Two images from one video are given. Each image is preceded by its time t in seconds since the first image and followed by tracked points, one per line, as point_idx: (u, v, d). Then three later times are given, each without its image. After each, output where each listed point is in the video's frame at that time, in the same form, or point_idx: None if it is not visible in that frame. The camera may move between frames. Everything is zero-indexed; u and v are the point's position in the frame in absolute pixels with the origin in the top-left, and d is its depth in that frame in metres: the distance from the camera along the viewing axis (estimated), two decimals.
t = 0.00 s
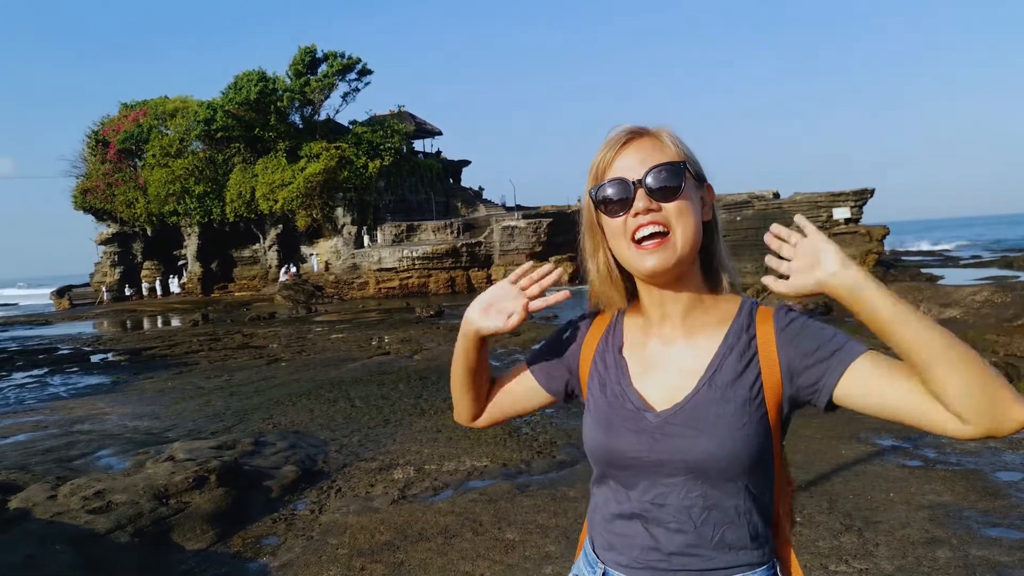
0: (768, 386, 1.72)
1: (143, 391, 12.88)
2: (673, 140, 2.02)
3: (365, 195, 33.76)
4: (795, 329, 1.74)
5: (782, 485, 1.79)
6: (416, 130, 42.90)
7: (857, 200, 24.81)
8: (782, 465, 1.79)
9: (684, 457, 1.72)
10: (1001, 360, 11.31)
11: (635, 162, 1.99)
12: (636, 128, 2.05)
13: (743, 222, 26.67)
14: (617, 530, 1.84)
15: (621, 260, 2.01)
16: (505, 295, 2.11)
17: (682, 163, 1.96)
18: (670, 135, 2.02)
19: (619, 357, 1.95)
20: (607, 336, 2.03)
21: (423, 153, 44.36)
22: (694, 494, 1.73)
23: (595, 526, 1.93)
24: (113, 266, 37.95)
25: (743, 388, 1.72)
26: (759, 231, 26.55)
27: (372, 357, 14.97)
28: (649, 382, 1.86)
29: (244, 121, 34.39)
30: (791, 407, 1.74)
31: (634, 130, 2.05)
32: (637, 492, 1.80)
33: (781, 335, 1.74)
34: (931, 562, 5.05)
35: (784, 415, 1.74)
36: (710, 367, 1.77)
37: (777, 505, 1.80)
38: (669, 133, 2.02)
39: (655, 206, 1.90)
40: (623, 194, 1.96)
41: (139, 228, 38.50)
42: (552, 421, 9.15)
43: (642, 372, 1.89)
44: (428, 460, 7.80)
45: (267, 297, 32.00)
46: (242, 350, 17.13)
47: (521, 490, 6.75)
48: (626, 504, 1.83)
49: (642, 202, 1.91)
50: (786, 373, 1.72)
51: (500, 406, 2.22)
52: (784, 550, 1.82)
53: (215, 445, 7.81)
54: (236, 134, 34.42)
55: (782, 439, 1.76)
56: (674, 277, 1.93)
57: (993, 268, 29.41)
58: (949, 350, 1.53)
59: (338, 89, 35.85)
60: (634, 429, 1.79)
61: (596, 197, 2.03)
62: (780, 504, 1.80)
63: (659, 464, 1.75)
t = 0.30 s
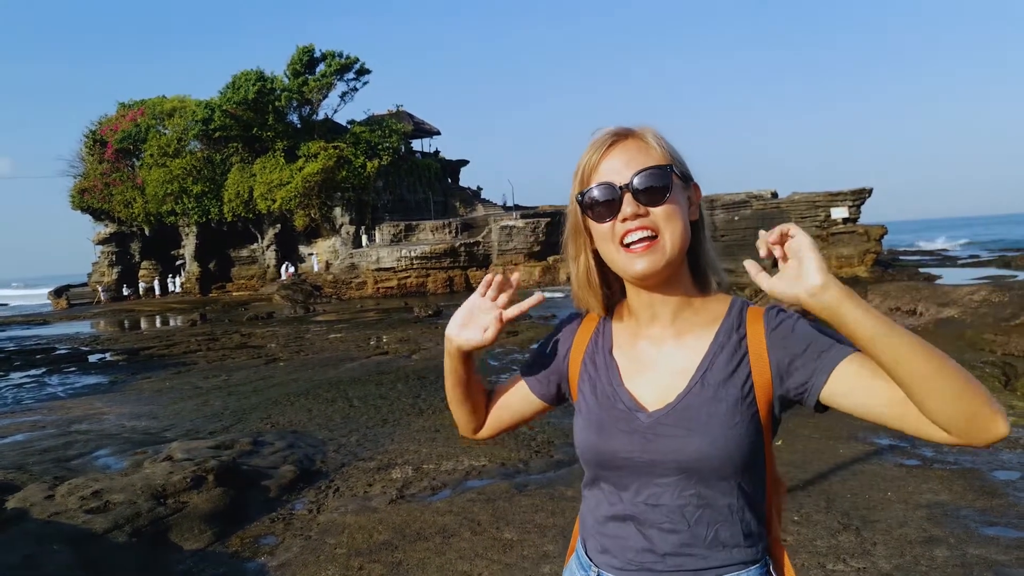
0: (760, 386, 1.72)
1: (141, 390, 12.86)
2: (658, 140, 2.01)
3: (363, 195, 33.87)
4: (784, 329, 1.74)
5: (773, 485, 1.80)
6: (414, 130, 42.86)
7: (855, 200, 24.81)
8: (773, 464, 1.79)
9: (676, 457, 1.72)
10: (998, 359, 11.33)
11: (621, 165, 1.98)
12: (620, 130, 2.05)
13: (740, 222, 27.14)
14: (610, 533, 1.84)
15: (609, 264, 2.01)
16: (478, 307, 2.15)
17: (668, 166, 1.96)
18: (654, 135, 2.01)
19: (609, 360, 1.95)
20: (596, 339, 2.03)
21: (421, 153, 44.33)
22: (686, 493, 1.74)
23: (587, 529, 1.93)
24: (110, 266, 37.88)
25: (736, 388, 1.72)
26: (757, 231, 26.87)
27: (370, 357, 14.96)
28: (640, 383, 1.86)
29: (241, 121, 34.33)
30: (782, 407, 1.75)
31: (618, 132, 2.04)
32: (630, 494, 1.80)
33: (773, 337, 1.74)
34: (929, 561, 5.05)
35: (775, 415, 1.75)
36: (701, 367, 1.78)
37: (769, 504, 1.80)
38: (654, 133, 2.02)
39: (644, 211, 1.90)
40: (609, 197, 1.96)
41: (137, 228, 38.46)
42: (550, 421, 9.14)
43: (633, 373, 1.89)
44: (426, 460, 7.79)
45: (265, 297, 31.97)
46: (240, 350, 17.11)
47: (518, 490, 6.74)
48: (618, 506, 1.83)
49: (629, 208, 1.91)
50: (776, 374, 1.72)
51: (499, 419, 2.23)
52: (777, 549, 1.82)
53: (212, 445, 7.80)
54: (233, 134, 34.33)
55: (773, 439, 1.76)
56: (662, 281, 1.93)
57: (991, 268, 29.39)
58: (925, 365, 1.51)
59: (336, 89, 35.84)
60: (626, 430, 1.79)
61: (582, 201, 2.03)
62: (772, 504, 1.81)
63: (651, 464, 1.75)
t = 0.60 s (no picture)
0: (747, 393, 1.69)
1: (138, 391, 12.86)
2: (650, 139, 2.00)
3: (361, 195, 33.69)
4: (774, 334, 1.70)
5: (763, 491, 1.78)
6: (411, 130, 42.85)
7: (852, 200, 24.86)
8: (765, 470, 1.77)
9: (661, 463, 1.72)
10: (995, 359, 11.36)
11: (612, 165, 1.98)
12: (612, 128, 2.04)
13: (738, 223, 27.19)
14: (600, 535, 1.86)
15: (601, 264, 2.02)
16: (498, 305, 2.27)
17: (660, 167, 1.95)
18: (645, 133, 2.00)
19: (600, 361, 1.95)
20: (588, 340, 2.04)
21: (419, 153, 44.34)
22: (671, 498, 1.74)
23: (578, 530, 1.95)
24: (108, 266, 37.84)
25: (722, 394, 1.70)
26: (754, 231, 26.95)
27: (367, 357, 14.97)
28: (629, 386, 1.86)
29: (239, 121, 34.28)
30: (770, 415, 1.71)
31: (611, 130, 2.03)
32: (617, 499, 1.81)
33: (762, 343, 1.69)
34: (926, 560, 5.06)
35: (765, 421, 1.72)
36: (689, 372, 1.76)
37: (759, 509, 1.79)
38: (646, 131, 2.00)
39: (634, 214, 1.90)
40: (601, 196, 1.96)
41: (134, 228, 38.42)
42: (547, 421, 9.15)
43: (624, 375, 1.88)
44: (424, 460, 7.79)
45: (262, 297, 31.95)
46: (237, 350, 17.12)
47: (516, 490, 6.74)
48: (605, 510, 1.84)
49: (620, 210, 1.91)
50: (765, 384, 1.68)
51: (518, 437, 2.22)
52: (768, 554, 1.81)
53: (210, 445, 7.80)
54: (231, 134, 34.25)
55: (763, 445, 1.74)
56: (654, 280, 1.93)
57: (987, 268, 29.46)
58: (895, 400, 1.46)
59: (334, 89, 35.83)
60: (613, 434, 1.80)
61: (574, 200, 2.03)
62: (762, 509, 1.79)
63: (637, 469, 1.76)
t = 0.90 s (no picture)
0: (744, 393, 1.69)
1: (135, 391, 12.83)
2: (648, 137, 2.00)
3: (359, 194, 34.14)
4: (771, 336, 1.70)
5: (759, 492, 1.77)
6: (409, 130, 42.85)
7: (850, 200, 24.96)
8: (761, 471, 1.77)
9: (657, 462, 1.72)
10: (992, 359, 11.38)
11: (611, 163, 1.98)
12: (610, 126, 2.04)
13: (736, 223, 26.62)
14: (594, 536, 1.86)
15: (598, 263, 2.01)
16: (474, 314, 2.26)
17: (659, 166, 1.95)
18: (643, 130, 2.00)
19: (597, 360, 1.95)
20: (585, 339, 2.04)
21: (417, 153, 44.31)
22: (666, 499, 1.74)
23: (573, 531, 1.94)
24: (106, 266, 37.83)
25: (719, 394, 1.70)
26: (753, 231, 26.45)
27: (365, 356, 14.96)
28: (626, 386, 1.86)
29: (236, 121, 34.21)
30: (769, 418, 1.70)
31: (608, 128, 2.03)
32: (612, 498, 1.81)
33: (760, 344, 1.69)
34: (924, 560, 5.07)
35: (762, 423, 1.71)
36: (686, 371, 1.76)
37: (755, 511, 1.78)
38: (644, 130, 2.00)
39: (632, 213, 1.89)
40: (598, 196, 1.96)
41: (131, 228, 38.39)
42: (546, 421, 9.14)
43: (621, 375, 1.89)
44: (422, 459, 7.78)
45: (260, 297, 31.92)
46: (235, 350, 17.10)
47: (514, 490, 6.74)
48: (600, 510, 1.84)
49: (618, 209, 1.91)
50: (762, 386, 1.68)
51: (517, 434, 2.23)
52: (765, 558, 1.81)
53: (208, 445, 7.79)
54: (229, 134, 34.22)
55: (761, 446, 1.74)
56: (651, 280, 1.93)
57: (984, 268, 29.55)
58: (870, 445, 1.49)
59: (332, 89, 35.75)
60: (608, 433, 1.80)
61: (571, 198, 2.03)
62: (759, 510, 1.79)
63: (633, 469, 1.76)
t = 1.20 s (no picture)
0: (740, 405, 1.68)
1: (134, 391, 12.81)
2: (671, 135, 2.00)
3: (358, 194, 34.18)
4: (769, 353, 1.66)
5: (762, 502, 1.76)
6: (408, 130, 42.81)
7: (848, 200, 24.98)
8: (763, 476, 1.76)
9: (653, 472, 1.72)
10: (991, 359, 11.38)
11: (627, 153, 1.98)
12: (635, 119, 2.04)
13: (734, 223, 26.79)
14: (593, 539, 1.88)
15: (603, 254, 2.00)
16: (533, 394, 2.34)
17: (677, 162, 1.94)
18: (666, 129, 2.00)
19: (589, 367, 1.95)
20: (582, 342, 2.03)
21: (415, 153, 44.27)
22: (664, 508, 1.74)
23: (575, 534, 1.96)
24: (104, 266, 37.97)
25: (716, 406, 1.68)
26: (752, 231, 26.56)
27: (364, 357, 14.93)
28: (624, 392, 1.85)
29: (235, 121, 34.19)
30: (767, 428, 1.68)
31: (633, 120, 2.04)
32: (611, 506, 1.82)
33: (760, 361, 1.65)
34: (923, 560, 5.07)
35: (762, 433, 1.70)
36: (683, 380, 1.75)
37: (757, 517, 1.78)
38: (668, 129, 2.01)
39: (643, 201, 1.89)
40: (610, 182, 1.96)
41: (130, 228, 38.38)
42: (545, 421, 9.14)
43: (619, 379, 1.87)
44: (421, 460, 7.78)
45: (259, 297, 31.89)
46: (233, 350, 17.08)
47: (514, 490, 6.73)
48: (600, 517, 1.86)
49: (632, 193, 1.90)
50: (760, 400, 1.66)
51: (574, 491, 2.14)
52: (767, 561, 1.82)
53: (207, 445, 7.78)
54: (227, 134, 34.25)
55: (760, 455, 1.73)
56: (654, 276, 1.92)
57: (983, 267, 29.56)
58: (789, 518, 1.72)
59: (331, 89, 35.70)
60: (604, 441, 1.80)
61: (583, 182, 2.03)
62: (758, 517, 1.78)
63: (629, 478, 1.76)
